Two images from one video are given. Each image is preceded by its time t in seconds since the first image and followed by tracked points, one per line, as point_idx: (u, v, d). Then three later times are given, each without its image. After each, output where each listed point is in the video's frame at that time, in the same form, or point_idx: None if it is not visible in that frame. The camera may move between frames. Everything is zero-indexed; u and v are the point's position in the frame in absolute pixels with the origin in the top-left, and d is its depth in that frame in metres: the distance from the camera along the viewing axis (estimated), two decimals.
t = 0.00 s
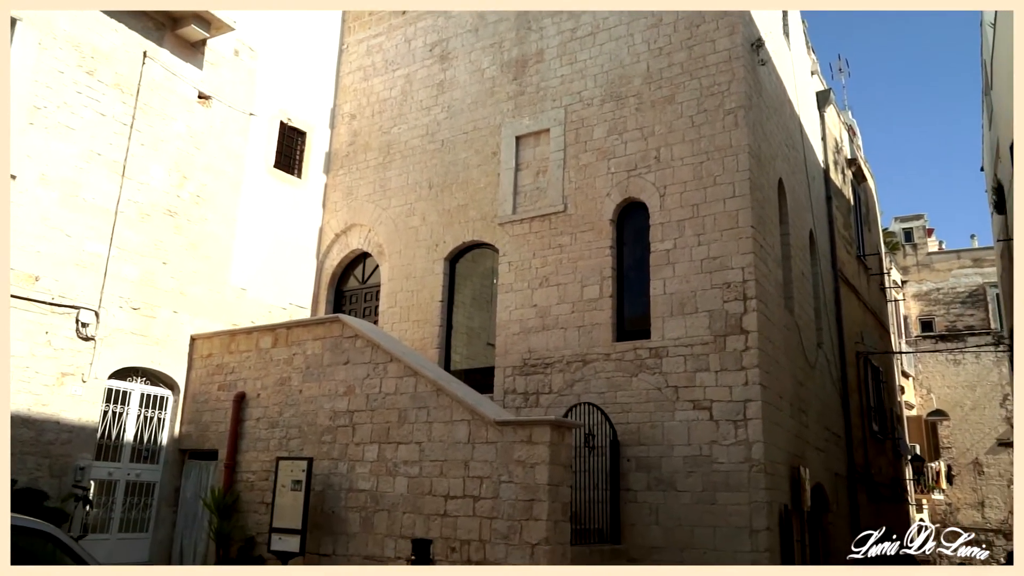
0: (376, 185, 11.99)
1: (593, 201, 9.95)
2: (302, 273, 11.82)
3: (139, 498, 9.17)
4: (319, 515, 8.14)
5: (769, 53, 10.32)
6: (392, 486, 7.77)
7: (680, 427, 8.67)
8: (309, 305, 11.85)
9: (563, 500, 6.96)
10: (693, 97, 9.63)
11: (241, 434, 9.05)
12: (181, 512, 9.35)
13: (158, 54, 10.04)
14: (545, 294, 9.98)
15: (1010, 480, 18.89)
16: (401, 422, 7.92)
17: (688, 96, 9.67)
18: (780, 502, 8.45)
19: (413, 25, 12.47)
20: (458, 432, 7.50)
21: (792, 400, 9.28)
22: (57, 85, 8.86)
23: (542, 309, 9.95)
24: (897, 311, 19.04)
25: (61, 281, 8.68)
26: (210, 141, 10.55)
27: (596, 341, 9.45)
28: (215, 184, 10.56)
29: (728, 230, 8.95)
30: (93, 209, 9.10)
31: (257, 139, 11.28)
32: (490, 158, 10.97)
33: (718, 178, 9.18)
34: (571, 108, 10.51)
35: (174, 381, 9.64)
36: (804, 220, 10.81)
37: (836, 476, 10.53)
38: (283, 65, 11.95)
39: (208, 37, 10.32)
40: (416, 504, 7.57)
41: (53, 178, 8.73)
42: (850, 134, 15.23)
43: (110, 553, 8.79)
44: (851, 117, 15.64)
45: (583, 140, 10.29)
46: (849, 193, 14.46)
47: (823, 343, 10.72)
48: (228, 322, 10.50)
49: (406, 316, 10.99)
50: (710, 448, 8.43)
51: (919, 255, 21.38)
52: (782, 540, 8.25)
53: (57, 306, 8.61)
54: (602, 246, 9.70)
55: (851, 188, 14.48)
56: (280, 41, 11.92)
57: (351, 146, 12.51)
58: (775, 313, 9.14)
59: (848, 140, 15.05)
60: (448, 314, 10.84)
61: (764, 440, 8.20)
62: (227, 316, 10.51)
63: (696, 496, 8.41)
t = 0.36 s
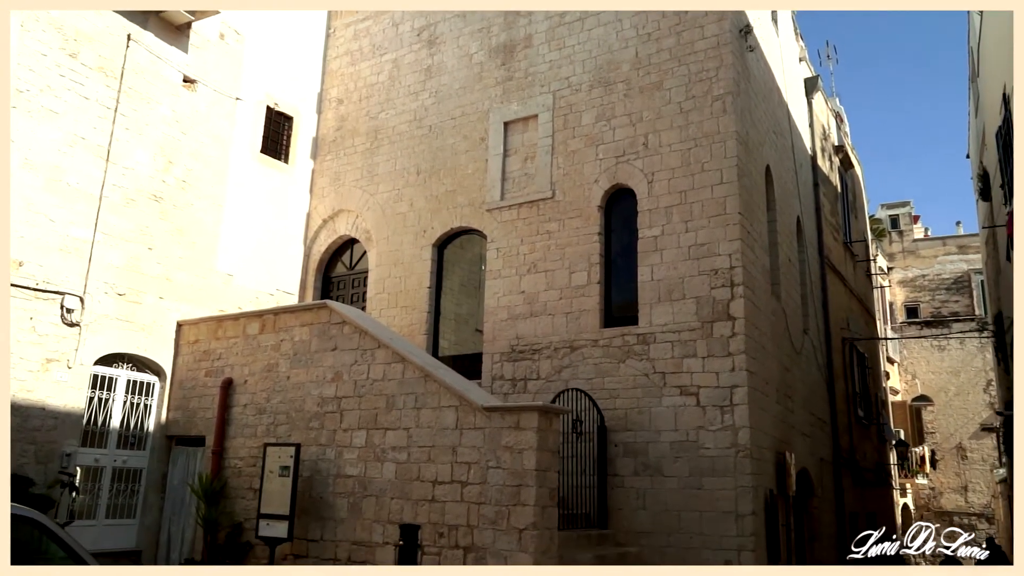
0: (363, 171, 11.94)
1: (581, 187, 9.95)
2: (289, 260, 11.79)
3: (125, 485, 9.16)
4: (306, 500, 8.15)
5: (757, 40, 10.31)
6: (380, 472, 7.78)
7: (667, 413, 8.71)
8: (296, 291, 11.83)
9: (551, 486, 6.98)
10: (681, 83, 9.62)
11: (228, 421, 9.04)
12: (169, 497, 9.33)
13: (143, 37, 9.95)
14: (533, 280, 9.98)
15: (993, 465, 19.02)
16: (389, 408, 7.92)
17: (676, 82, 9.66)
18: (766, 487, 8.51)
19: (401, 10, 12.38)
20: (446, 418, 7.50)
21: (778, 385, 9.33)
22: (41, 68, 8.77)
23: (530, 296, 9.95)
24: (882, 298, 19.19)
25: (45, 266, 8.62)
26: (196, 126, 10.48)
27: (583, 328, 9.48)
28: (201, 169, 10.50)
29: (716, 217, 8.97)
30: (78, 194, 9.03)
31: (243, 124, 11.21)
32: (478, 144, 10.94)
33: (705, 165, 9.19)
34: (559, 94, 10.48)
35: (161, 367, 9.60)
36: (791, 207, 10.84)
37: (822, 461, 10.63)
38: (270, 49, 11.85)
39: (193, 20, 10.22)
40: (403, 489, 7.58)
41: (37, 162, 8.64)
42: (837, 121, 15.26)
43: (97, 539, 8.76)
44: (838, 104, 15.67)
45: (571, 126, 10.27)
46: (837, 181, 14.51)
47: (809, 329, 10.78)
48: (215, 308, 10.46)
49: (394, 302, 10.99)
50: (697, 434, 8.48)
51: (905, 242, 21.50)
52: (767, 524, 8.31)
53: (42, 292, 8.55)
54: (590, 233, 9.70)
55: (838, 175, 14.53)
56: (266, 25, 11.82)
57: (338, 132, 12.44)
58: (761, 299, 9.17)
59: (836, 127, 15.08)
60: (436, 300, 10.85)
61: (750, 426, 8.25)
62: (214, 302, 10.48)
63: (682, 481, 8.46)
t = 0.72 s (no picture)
0: (350, 158, 11.88)
1: (569, 174, 9.94)
2: (275, 247, 11.74)
3: (111, 473, 9.11)
4: (294, 488, 8.15)
5: (745, 27, 10.29)
6: (367, 460, 7.78)
7: (653, 400, 8.74)
8: (283, 279, 11.80)
9: (538, 473, 7.00)
10: (670, 71, 9.60)
11: (215, 409, 9.01)
12: (155, 485, 9.31)
13: (126, 21, 9.83)
14: (521, 268, 9.98)
15: (975, 451, 19.45)
16: (377, 396, 7.91)
17: (664, 70, 9.64)
18: (752, 473, 8.58)
19: None
20: (433, 406, 7.50)
21: (764, 373, 9.38)
22: (22, 53, 8.66)
23: (518, 284, 9.95)
24: (868, 286, 19.31)
25: (28, 253, 8.53)
26: (180, 112, 10.38)
27: (571, 316, 9.49)
28: (186, 156, 10.41)
29: (703, 205, 8.98)
30: (61, 181, 8.94)
31: (229, 110, 11.12)
32: (466, 132, 10.90)
33: (693, 153, 9.19)
34: (547, 81, 10.45)
35: (146, 355, 9.54)
36: (778, 195, 10.88)
37: (807, 447, 10.71)
38: (255, 35, 11.74)
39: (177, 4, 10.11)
40: (391, 477, 7.59)
41: (19, 148, 8.54)
42: (825, 110, 15.29)
43: (83, 527, 8.72)
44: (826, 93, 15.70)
45: (559, 114, 10.24)
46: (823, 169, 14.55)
47: (795, 317, 10.84)
48: (201, 296, 10.42)
49: (382, 290, 10.97)
50: (683, 421, 8.52)
51: (890, 231, 21.63)
52: (752, 510, 8.37)
53: (25, 279, 8.47)
54: (578, 220, 9.70)
55: (825, 163, 14.57)
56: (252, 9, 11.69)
57: (325, 118, 12.36)
58: (748, 287, 9.21)
59: (823, 115, 15.11)
60: (424, 288, 10.84)
61: (736, 413, 8.30)
62: (201, 289, 10.43)
63: (669, 467, 8.50)
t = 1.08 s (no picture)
0: (339, 147, 11.82)
1: (557, 164, 9.93)
2: (263, 236, 11.71)
3: (98, 463, 9.07)
4: (283, 477, 8.15)
5: (733, 16, 10.27)
6: (356, 449, 7.78)
7: (642, 389, 8.76)
8: (271, 269, 11.77)
9: (527, 461, 7.01)
10: (658, 60, 9.58)
11: (203, 398, 8.98)
12: (143, 475, 9.28)
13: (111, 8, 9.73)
14: (510, 257, 9.97)
15: (960, 439, 19.62)
16: (365, 385, 7.90)
17: (653, 59, 9.63)
18: (739, 462, 8.63)
19: None
20: (422, 395, 7.51)
21: (751, 362, 9.42)
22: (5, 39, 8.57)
23: (507, 273, 9.94)
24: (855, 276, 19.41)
25: (13, 242, 8.46)
26: (166, 100, 10.31)
27: (560, 305, 9.49)
28: (172, 144, 10.35)
29: (692, 194, 8.99)
30: (46, 169, 8.86)
31: (215, 98, 11.04)
32: (455, 120, 10.87)
33: (682, 142, 9.19)
34: (536, 70, 10.41)
35: (133, 344, 9.50)
36: (766, 185, 10.90)
37: (794, 436, 10.78)
38: (242, 22, 11.65)
39: None
40: (380, 466, 7.59)
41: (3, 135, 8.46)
42: (813, 99, 15.31)
43: (70, 517, 8.64)
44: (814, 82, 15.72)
45: (548, 103, 10.22)
46: (812, 158, 14.59)
47: (783, 306, 10.89)
48: (189, 285, 10.38)
49: (371, 279, 10.95)
50: (671, 410, 8.56)
51: (878, 220, 21.72)
52: (739, 498, 8.43)
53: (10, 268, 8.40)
54: (567, 210, 9.69)
55: (813, 153, 14.60)
56: None
57: (313, 107, 12.29)
58: (736, 277, 9.24)
59: (811, 105, 15.14)
60: (412, 278, 10.83)
61: (724, 402, 8.34)
62: (188, 278, 10.38)
63: (656, 456, 8.54)
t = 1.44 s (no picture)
0: (328, 137, 11.77)
1: (548, 154, 9.91)
2: (253, 227, 11.67)
3: (88, 454, 9.05)
4: (273, 468, 8.16)
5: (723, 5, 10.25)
6: (347, 439, 7.78)
7: (632, 379, 8.78)
8: (261, 259, 11.74)
9: (518, 452, 7.02)
10: (649, 49, 9.56)
11: (193, 389, 8.96)
12: (133, 466, 9.26)
13: None
14: (500, 248, 9.96)
15: (948, 428, 19.72)
16: (356, 376, 7.90)
17: (643, 48, 9.60)
18: (729, 452, 8.66)
19: None
20: (413, 385, 7.51)
21: (741, 351, 9.44)
22: None
23: (497, 264, 9.93)
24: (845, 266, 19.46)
25: None
26: (154, 90, 10.25)
27: (550, 295, 9.50)
28: (160, 134, 10.30)
29: (682, 184, 8.98)
30: (33, 160, 8.80)
31: (204, 88, 10.98)
32: (445, 110, 10.83)
33: (672, 132, 9.18)
34: (526, 60, 10.37)
35: (123, 335, 9.46)
36: (756, 175, 10.91)
37: (783, 425, 10.83)
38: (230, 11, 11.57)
39: None
40: (371, 456, 7.60)
41: None
42: (803, 89, 15.31)
43: (61, 508, 8.66)
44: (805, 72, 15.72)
45: (538, 92, 10.19)
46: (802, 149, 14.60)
47: (772, 296, 10.91)
48: (178, 276, 10.35)
49: (361, 270, 10.94)
50: (662, 400, 8.58)
51: (867, 210, 21.77)
52: (729, 488, 8.46)
53: None
54: (558, 200, 9.68)
55: (803, 143, 14.61)
56: None
57: (302, 96, 12.23)
58: (726, 267, 9.25)
59: (802, 94, 15.14)
60: (403, 268, 10.82)
61: (714, 392, 8.36)
62: (177, 269, 10.35)
63: (646, 446, 8.57)
